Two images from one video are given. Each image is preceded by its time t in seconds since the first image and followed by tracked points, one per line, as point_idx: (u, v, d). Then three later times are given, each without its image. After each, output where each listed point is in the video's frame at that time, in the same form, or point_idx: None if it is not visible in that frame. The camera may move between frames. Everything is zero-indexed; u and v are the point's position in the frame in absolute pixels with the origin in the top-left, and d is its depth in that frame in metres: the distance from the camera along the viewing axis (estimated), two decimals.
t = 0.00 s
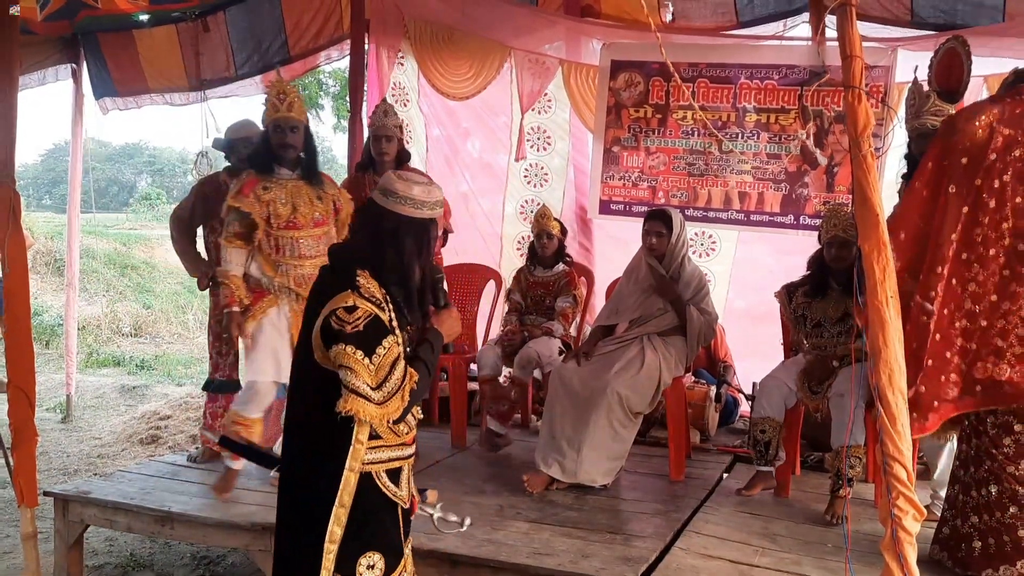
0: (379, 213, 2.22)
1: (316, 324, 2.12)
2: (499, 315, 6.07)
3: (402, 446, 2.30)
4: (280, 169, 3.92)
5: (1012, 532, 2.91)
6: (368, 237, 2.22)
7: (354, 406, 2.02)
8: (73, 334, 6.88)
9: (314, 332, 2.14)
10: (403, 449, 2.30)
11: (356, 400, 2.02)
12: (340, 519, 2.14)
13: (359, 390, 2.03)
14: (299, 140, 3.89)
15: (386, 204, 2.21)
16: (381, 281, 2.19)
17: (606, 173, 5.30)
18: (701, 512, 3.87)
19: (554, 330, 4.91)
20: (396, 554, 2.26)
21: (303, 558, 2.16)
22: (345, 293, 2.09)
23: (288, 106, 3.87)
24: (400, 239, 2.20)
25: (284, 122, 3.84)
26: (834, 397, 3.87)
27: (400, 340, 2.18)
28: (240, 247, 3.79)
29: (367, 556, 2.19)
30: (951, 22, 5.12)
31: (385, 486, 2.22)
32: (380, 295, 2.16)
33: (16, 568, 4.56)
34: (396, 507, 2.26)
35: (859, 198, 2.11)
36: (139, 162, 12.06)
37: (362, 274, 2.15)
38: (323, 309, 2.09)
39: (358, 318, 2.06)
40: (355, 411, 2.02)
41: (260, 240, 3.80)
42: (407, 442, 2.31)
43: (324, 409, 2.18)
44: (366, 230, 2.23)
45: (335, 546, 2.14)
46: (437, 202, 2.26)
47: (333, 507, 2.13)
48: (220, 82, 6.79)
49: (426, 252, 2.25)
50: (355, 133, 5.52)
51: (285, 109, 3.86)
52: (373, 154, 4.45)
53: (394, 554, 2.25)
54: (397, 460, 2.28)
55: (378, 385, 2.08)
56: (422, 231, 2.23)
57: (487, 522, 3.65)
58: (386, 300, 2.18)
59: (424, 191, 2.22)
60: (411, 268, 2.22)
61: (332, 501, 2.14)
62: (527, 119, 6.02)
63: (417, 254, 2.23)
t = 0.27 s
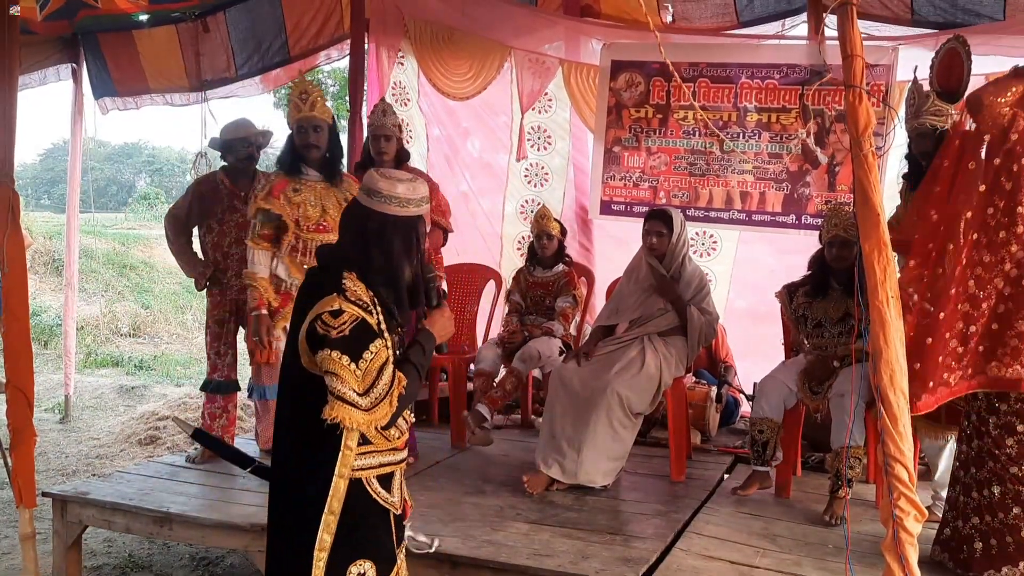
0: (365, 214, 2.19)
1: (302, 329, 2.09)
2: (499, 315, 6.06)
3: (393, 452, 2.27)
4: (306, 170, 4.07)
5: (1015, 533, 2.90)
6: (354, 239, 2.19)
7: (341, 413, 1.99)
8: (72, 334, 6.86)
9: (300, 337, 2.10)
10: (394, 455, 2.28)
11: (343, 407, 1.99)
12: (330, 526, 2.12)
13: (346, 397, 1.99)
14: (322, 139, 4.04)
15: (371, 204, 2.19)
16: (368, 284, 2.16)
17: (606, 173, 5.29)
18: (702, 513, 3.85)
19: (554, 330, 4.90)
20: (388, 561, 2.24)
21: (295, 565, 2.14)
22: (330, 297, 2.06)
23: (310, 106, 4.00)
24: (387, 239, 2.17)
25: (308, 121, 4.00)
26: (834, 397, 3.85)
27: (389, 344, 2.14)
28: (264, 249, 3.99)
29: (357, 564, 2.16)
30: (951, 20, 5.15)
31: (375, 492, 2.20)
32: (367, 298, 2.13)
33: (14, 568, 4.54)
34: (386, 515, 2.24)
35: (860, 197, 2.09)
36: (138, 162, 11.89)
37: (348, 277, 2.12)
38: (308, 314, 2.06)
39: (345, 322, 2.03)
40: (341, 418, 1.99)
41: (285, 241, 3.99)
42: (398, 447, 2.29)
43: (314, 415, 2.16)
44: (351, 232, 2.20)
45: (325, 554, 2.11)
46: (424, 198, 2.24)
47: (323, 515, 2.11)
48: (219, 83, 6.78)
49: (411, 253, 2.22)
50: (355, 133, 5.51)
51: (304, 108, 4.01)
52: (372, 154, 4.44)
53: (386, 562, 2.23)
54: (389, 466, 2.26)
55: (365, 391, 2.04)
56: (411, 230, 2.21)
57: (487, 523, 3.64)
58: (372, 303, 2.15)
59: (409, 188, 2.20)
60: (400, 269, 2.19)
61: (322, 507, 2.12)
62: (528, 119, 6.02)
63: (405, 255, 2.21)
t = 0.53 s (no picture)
0: (361, 215, 2.20)
1: (295, 333, 2.09)
2: (498, 315, 6.05)
3: (388, 457, 2.26)
4: (338, 164, 4.19)
5: (1015, 533, 2.89)
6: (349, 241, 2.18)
7: (334, 419, 2.00)
8: (72, 334, 6.86)
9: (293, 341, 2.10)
10: (389, 460, 2.26)
11: (336, 414, 2.00)
12: (322, 531, 2.11)
13: (340, 404, 2.00)
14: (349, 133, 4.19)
15: (369, 206, 2.19)
16: (362, 287, 2.15)
17: (606, 173, 5.29)
18: (702, 513, 3.85)
19: (555, 329, 4.90)
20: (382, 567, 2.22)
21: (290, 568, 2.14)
22: (323, 301, 2.05)
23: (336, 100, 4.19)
24: (383, 240, 2.17)
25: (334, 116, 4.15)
26: (835, 397, 3.85)
27: (383, 349, 2.14)
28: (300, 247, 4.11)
29: (350, 570, 2.15)
30: (950, 20, 5.16)
31: (368, 498, 2.18)
32: (360, 301, 2.12)
33: (14, 568, 4.54)
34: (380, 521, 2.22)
35: (859, 197, 2.09)
36: (138, 162, 11.96)
37: (341, 281, 2.11)
38: (301, 318, 2.05)
39: (339, 327, 2.03)
40: (335, 425, 2.00)
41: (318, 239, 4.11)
42: (392, 451, 2.27)
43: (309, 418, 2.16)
44: (347, 233, 2.19)
45: (318, 560, 2.11)
46: (419, 197, 2.24)
47: (315, 521, 2.10)
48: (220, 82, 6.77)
49: (404, 253, 2.20)
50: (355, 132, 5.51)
51: (330, 101, 4.23)
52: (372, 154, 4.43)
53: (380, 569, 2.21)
54: (383, 471, 2.24)
55: (359, 397, 2.05)
56: (406, 230, 2.21)
57: (487, 523, 3.64)
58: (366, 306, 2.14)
59: (406, 190, 2.21)
60: (393, 270, 2.17)
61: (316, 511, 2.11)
62: (528, 119, 6.02)
63: (399, 255, 2.19)
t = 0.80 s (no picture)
0: (357, 214, 2.17)
1: (285, 332, 2.11)
2: (499, 315, 6.06)
3: (383, 459, 2.25)
4: (362, 160, 4.17)
5: (1015, 532, 2.89)
6: (347, 241, 2.18)
7: (316, 420, 1.99)
8: (72, 334, 6.86)
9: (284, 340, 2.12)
10: (384, 463, 2.25)
11: (318, 414, 1.99)
12: (311, 531, 2.12)
13: (323, 404, 1.99)
14: (374, 127, 4.16)
15: (365, 204, 2.16)
16: (357, 287, 2.15)
17: (607, 173, 5.29)
18: (701, 513, 3.85)
19: (555, 329, 4.90)
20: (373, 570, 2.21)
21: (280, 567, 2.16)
22: (312, 300, 2.06)
23: (360, 93, 4.17)
24: (379, 240, 2.15)
25: (358, 109, 4.13)
26: (835, 397, 3.86)
27: (373, 350, 2.13)
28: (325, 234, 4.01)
29: (337, 572, 2.15)
30: (950, 20, 5.16)
31: (359, 499, 2.18)
32: (352, 301, 2.12)
33: (14, 568, 4.54)
34: (372, 525, 2.21)
35: (859, 197, 2.09)
36: (138, 162, 11.93)
37: (333, 280, 2.12)
38: (290, 316, 2.07)
39: (325, 326, 2.03)
40: (317, 425, 1.99)
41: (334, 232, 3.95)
42: (389, 454, 2.26)
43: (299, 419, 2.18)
44: (344, 233, 2.19)
45: (306, 560, 2.12)
46: (420, 197, 2.21)
47: (304, 520, 2.11)
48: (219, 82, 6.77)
49: (399, 252, 2.18)
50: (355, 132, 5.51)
51: (354, 96, 4.19)
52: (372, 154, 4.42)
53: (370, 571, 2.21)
54: (378, 473, 2.23)
55: (344, 398, 2.03)
56: (403, 230, 2.18)
57: (487, 523, 3.64)
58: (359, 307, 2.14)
59: (403, 188, 2.17)
60: (387, 269, 2.16)
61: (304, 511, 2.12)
62: (529, 119, 6.02)
63: (396, 255, 2.18)
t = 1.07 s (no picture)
0: (361, 212, 2.17)
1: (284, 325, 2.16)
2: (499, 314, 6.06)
3: (387, 458, 2.24)
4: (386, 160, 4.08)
5: (1015, 532, 2.89)
6: (348, 239, 2.18)
7: (300, 412, 2.06)
8: (72, 334, 6.86)
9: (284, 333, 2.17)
10: (387, 462, 2.24)
11: (303, 406, 2.05)
12: (309, 524, 2.15)
13: (308, 397, 2.05)
14: (404, 129, 4.08)
15: (369, 203, 2.15)
16: (356, 285, 2.15)
17: (607, 173, 5.29)
18: (701, 513, 3.85)
19: (555, 329, 4.91)
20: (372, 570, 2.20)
21: (282, 560, 2.20)
22: (306, 295, 2.10)
23: (391, 94, 4.15)
24: (377, 239, 2.14)
25: (388, 111, 4.05)
26: (835, 397, 3.86)
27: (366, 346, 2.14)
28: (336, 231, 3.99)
29: (332, 568, 2.16)
30: (950, 20, 5.16)
31: (358, 497, 2.19)
32: (349, 299, 2.13)
33: (15, 568, 4.55)
34: (371, 522, 2.21)
35: (859, 197, 2.09)
36: (138, 162, 11.97)
37: (330, 276, 2.14)
38: (287, 311, 2.12)
39: (315, 322, 2.07)
40: (301, 418, 2.06)
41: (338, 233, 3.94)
42: (394, 453, 2.25)
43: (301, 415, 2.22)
44: (347, 231, 2.19)
45: (304, 553, 2.16)
46: (425, 196, 2.19)
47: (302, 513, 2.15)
48: (220, 82, 6.78)
49: (398, 251, 2.15)
50: (355, 131, 5.51)
51: (385, 96, 4.14)
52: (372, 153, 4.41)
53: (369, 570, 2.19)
54: (380, 471, 2.23)
55: (330, 392, 2.06)
56: (403, 229, 2.15)
57: (487, 523, 3.64)
58: (356, 304, 2.15)
59: (404, 187, 2.15)
60: (384, 268, 2.14)
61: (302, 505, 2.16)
62: (529, 119, 6.02)
63: (396, 254, 2.15)
